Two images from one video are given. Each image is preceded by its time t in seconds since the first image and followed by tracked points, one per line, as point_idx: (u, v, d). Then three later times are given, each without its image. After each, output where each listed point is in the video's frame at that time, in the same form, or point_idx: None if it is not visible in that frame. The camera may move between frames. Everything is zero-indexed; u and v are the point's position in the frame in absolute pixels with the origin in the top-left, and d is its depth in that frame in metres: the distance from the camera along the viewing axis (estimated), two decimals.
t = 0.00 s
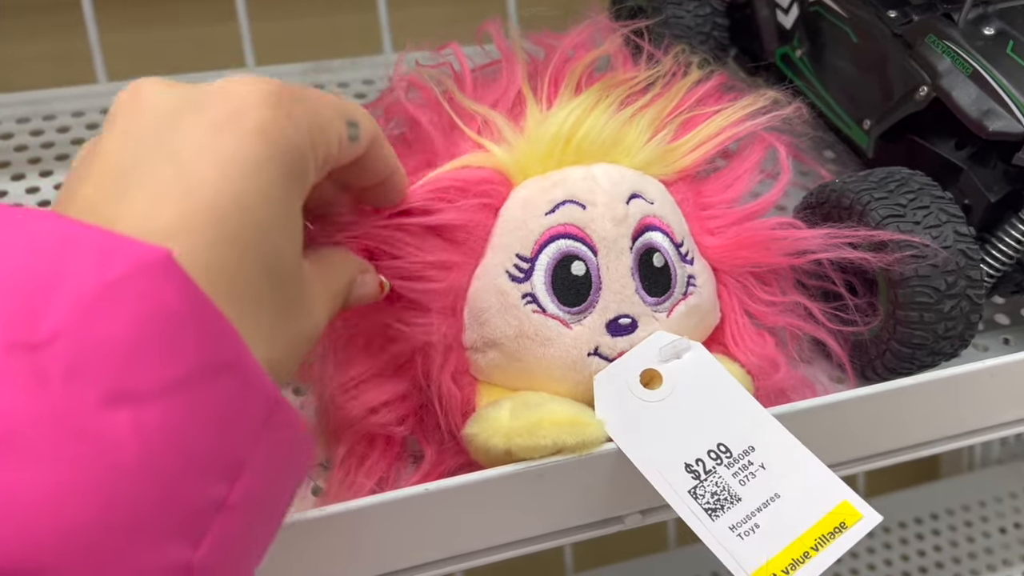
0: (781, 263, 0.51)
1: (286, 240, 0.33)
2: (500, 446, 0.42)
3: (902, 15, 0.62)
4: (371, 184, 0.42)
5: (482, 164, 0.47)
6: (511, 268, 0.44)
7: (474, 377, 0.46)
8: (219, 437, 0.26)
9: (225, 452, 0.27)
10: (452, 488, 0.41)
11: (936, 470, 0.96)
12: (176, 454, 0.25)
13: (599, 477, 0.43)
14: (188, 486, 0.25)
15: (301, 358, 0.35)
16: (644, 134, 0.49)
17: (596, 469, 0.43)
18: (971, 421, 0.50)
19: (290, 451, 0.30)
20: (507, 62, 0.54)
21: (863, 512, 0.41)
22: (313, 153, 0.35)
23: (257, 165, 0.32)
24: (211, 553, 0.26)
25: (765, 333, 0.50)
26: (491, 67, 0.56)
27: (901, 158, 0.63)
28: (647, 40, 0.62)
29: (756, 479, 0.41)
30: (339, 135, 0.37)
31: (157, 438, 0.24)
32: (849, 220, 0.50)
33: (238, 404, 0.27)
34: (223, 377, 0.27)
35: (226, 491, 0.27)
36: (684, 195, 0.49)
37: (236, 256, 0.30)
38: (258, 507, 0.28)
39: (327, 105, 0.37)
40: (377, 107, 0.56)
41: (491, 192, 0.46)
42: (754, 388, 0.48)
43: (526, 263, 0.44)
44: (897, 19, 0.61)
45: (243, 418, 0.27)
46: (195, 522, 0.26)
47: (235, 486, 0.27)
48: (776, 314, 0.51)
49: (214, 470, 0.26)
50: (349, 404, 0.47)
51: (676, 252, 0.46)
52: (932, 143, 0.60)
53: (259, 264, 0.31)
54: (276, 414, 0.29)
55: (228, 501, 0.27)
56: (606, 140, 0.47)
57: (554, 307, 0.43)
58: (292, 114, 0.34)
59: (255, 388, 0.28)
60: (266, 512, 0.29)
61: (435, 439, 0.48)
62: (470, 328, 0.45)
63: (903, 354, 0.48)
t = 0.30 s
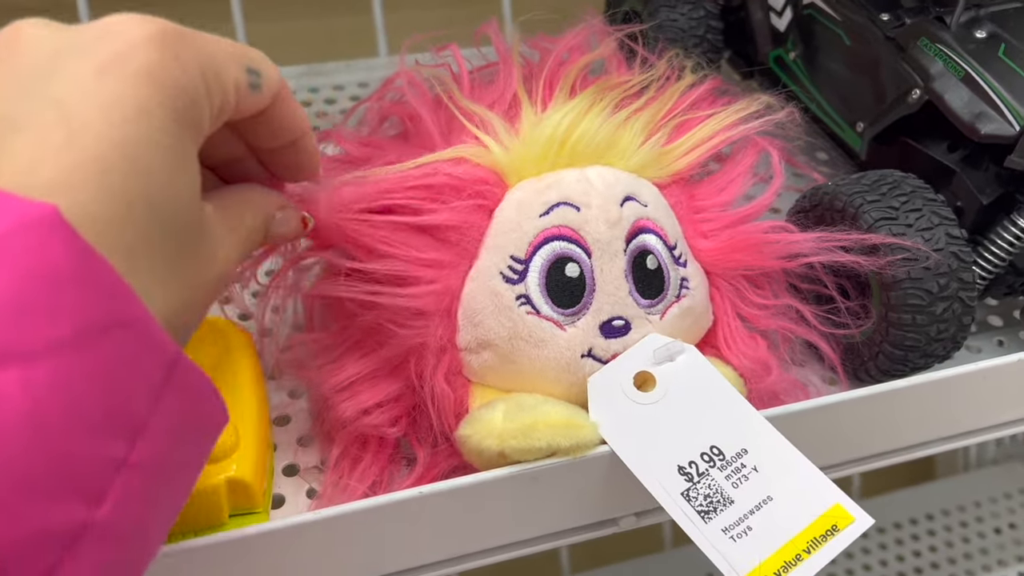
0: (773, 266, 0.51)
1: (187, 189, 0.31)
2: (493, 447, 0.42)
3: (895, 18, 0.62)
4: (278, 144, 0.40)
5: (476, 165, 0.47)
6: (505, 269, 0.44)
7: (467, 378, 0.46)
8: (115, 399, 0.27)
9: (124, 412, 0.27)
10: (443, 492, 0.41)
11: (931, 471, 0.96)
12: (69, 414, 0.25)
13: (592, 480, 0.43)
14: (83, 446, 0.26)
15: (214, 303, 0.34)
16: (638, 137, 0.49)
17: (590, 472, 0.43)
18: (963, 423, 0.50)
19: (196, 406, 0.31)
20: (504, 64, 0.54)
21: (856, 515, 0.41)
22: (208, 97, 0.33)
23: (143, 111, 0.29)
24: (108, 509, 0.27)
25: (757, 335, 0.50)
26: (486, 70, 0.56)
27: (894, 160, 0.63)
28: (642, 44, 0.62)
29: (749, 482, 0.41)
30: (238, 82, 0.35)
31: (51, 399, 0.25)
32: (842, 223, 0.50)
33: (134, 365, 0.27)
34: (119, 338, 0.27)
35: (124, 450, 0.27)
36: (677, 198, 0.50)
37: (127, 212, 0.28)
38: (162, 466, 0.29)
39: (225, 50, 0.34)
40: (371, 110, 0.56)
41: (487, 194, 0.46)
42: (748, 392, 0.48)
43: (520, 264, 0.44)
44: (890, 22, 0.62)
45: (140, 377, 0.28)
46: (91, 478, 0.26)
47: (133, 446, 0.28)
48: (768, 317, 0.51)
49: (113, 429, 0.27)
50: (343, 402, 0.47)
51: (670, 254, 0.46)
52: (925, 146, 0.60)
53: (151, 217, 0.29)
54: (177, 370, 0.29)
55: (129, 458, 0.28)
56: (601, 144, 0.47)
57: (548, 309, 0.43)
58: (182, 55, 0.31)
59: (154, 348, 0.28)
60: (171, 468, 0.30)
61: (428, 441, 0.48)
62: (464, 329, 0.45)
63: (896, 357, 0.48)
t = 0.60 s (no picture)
0: (767, 271, 0.51)
1: (92, 165, 0.33)
2: (489, 452, 0.42)
3: (888, 23, 0.62)
4: (194, 117, 0.42)
5: (472, 170, 0.47)
6: (501, 273, 0.44)
7: (463, 383, 0.46)
8: (35, 382, 0.29)
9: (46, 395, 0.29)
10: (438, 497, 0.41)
11: (927, 473, 0.96)
12: None
13: (588, 485, 0.43)
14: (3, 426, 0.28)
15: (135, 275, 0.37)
16: (633, 143, 0.49)
17: (586, 477, 0.43)
18: (957, 427, 0.50)
19: (120, 396, 0.33)
20: (500, 69, 0.54)
21: (850, 519, 0.41)
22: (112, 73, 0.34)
23: (39, 89, 0.31)
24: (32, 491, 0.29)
25: (752, 340, 0.50)
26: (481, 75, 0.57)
27: (888, 164, 0.63)
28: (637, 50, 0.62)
29: (744, 486, 0.42)
30: (146, 54, 0.36)
31: None
32: (836, 228, 0.50)
33: (52, 352, 0.30)
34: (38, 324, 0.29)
35: (39, 439, 0.29)
36: (672, 204, 0.50)
37: (29, 187, 0.30)
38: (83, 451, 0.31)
39: (132, 22, 0.35)
40: (367, 114, 0.57)
41: (482, 198, 0.46)
42: (742, 394, 0.48)
43: (516, 269, 0.44)
44: (883, 27, 0.62)
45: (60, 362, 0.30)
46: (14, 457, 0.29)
47: (53, 431, 0.30)
48: (763, 321, 0.51)
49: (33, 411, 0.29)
50: (340, 407, 0.48)
51: (664, 259, 0.46)
52: (919, 151, 0.61)
53: (54, 193, 0.31)
54: (96, 357, 0.31)
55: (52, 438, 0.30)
56: (596, 149, 0.47)
57: (544, 314, 0.43)
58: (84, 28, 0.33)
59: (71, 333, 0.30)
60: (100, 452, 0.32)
61: (424, 445, 0.47)
62: (461, 334, 0.44)
63: (891, 361, 0.48)
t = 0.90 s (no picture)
0: (751, 288, 0.52)
1: None
2: (470, 460, 0.42)
3: (870, 33, 0.63)
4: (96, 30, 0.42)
5: (467, 177, 0.47)
6: (488, 280, 0.44)
7: (447, 390, 0.45)
8: None
9: None
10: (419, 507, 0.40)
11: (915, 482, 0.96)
12: None
13: (571, 495, 0.43)
14: None
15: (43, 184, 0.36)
16: (624, 156, 0.49)
17: (568, 488, 0.43)
18: (939, 435, 0.51)
19: (25, 260, 0.32)
20: (495, 79, 0.54)
21: (832, 528, 0.41)
22: None
23: None
24: None
25: (735, 357, 0.50)
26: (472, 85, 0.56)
27: (873, 173, 0.64)
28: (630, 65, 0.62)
29: (726, 496, 0.41)
30: None
31: None
32: (819, 240, 0.50)
33: None
34: None
35: None
36: (659, 218, 0.50)
37: None
38: None
39: None
40: (357, 121, 0.56)
41: (472, 206, 0.46)
42: (725, 410, 0.48)
43: (503, 276, 0.44)
44: (865, 37, 0.62)
45: None
46: None
47: None
48: (746, 338, 0.51)
49: None
50: (321, 411, 0.47)
51: (651, 272, 0.46)
52: (902, 160, 0.61)
53: None
54: None
55: None
56: (587, 162, 0.47)
57: (531, 322, 0.43)
58: None
59: None
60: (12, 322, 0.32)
61: (405, 455, 0.47)
62: (445, 340, 0.44)
63: (872, 370, 0.48)
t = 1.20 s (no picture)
0: (738, 316, 0.52)
1: None
2: (458, 493, 0.42)
3: (855, 59, 0.63)
4: None
5: (454, 208, 0.47)
6: (476, 311, 0.44)
7: (434, 420, 0.45)
8: (225, 73, 0.25)
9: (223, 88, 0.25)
10: (410, 542, 0.41)
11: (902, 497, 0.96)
12: (197, 100, 0.24)
13: (559, 526, 0.44)
14: (177, 124, 0.24)
15: None
16: (611, 185, 0.49)
17: (557, 519, 0.43)
18: (921, 460, 0.52)
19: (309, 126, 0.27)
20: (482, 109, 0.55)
21: (817, 559, 0.41)
22: None
23: None
24: (237, 194, 0.25)
25: (722, 385, 0.51)
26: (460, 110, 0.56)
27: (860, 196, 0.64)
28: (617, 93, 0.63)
29: (712, 528, 0.42)
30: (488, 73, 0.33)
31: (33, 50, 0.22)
32: (804, 268, 0.51)
33: (253, 45, 0.26)
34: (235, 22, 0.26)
35: (250, 117, 0.25)
36: (647, 248, 0.50)
37: None
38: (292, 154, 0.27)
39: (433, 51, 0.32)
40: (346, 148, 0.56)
41: (460, 235, 0.46)
42: (712, 439, 0.49)
43: (491, 307, 0.44)
44: (851, 63, 0.63)
45: (259, 68, 0.26)
46: (184, 167, 0.24)
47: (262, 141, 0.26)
48: (733, 366, 0.52)
49: (209, 109, 0.24)
50: (310, 442, 0.47)
51: (638, 301, 0.46)
52: (888, 185, 0.62)
53: None
54: (297, 70, 0.27)
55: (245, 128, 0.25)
56: (574, 191, 0.47)
57: (518, 353, 0.43)
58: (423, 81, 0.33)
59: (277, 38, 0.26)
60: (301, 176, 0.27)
61: (393, 486, 0.47)
62: (434, 371, 0.44)
63: (859, 398, 0.49)
